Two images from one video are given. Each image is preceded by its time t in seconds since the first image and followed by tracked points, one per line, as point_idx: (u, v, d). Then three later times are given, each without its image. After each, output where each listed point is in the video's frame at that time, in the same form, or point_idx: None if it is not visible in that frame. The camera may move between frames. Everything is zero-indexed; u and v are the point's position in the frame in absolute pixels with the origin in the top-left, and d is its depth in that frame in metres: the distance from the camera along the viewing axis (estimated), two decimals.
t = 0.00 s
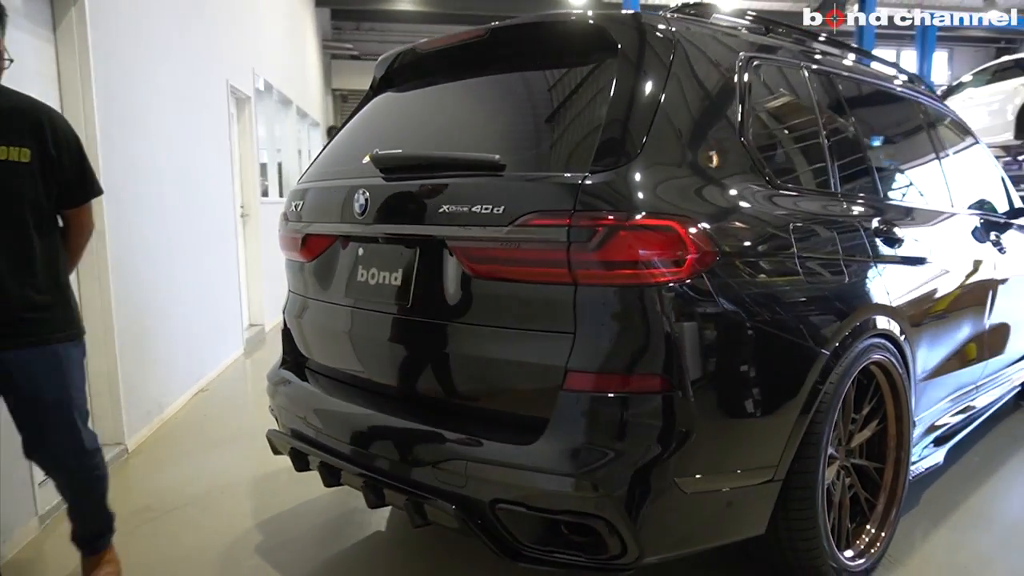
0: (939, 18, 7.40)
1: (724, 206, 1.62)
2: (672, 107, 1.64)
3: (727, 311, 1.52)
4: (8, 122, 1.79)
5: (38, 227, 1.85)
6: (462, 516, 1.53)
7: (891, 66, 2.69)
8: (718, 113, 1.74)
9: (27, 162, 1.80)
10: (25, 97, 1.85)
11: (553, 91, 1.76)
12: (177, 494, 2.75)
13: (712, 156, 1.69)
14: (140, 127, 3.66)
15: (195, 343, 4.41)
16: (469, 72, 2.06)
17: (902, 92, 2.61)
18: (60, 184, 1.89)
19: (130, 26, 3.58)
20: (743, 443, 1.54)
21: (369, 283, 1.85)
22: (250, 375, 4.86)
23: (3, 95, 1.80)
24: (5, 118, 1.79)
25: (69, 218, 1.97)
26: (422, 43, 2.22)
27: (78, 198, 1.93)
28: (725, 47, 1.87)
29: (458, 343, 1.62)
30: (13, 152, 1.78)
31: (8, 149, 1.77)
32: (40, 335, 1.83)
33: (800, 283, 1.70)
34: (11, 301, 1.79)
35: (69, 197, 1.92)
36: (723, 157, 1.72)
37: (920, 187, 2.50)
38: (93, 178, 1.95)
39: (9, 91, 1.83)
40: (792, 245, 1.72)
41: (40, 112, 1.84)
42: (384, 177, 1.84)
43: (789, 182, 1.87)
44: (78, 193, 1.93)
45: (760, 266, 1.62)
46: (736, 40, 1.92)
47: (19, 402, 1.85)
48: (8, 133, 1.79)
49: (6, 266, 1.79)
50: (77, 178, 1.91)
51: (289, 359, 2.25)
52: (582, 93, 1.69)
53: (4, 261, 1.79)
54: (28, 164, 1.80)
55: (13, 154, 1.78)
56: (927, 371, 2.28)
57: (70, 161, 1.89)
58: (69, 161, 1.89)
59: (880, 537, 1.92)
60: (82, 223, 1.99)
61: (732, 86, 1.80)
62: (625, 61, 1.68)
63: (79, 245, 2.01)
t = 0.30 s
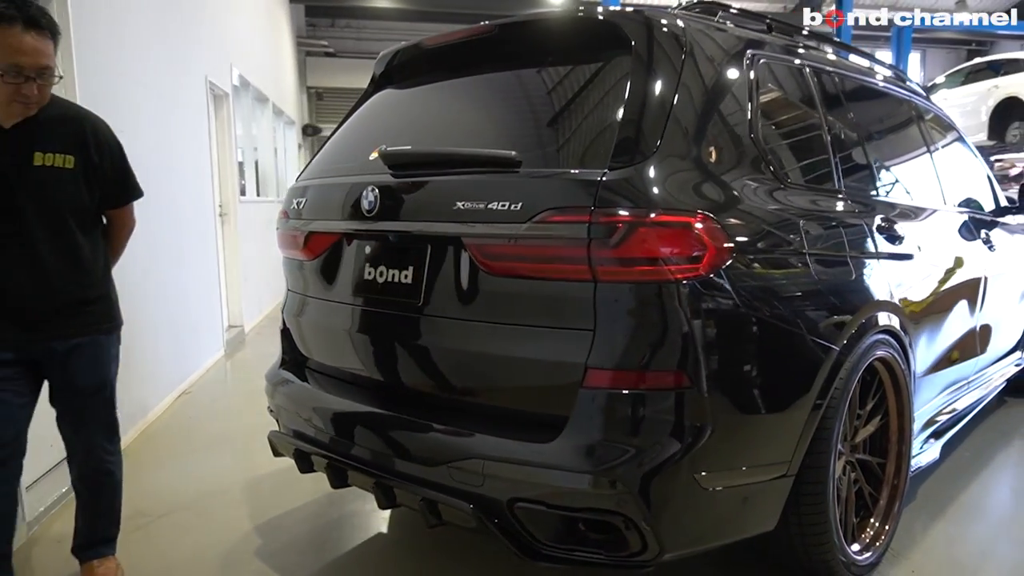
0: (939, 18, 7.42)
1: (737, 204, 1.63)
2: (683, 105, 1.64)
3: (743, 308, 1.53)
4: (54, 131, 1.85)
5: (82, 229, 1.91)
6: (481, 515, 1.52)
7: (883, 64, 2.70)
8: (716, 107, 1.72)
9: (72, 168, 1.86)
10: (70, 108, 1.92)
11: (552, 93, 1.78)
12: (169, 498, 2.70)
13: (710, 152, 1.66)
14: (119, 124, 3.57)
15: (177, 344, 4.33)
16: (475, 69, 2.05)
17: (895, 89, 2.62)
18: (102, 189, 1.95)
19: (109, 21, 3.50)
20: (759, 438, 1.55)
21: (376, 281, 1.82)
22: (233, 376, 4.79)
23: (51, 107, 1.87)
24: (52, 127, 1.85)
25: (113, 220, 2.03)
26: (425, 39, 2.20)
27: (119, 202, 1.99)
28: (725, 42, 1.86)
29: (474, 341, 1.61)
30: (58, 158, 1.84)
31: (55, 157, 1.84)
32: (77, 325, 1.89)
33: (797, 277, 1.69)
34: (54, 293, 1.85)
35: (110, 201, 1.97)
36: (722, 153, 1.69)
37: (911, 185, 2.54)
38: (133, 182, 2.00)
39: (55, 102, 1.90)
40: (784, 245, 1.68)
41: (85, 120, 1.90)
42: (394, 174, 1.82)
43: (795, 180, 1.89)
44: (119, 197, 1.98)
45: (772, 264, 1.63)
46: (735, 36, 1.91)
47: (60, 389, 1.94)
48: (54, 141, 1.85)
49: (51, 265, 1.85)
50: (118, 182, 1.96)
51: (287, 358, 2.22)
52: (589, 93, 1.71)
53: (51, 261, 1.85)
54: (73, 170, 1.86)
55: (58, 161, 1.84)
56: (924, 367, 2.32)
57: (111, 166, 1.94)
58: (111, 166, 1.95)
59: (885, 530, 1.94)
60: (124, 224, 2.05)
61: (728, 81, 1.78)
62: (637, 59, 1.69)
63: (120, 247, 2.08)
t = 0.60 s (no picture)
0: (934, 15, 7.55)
1: (756, 198, 1.63)
2: (701, 98, 1.63)
3: (764, 301, 1.54)
4: (78, 126, 1.90)
5: (105, 221, 1.97)
6: (503, 510, 1.51)
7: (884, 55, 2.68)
8: (726, 97, 1.69)
9: (97, 163, 1.92)
10: (90, 104, 1.97)
11: (556, 92, 1.79)
12: (170, 496, 2.67)
13: (721, 142, 1.64)
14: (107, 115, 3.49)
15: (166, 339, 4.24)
16: (485, 61, 2.02)
17: (893, 79, 2.60)
18: (123, 181, 2.01)
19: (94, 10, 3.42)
20: (780, 432, 1.56)
21: (390, 276, 1.80)
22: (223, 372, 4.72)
23: (75, 104, 1.92)
24: (76, 123, 1.90)
25: (134, 211, 2.10)
26: (435, 31, 2.17)
27: (139, 193, 2.05)
28: (731, 30, 1.84)
29: (493, 336, 1.60)
30: (84, 154, 1.90)
31: (80, 152, 1.89)
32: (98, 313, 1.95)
33: (802, 267, 1.66)
34: (80, 282, 1.92)
35: (131, 192, 2.03)
36: (732, 143, 1.67)
37: (913, 177, 2.54)
38: (151, 174, 2.06)
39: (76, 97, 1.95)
40: (784, 235, 1.63)
41: (104, 114, 1.95)
42: (408, 167, 1.80)
43: (807, 173, 1.89)
44: (139, 189, 2.04)
45: (791, 259, 1.64)
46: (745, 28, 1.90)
47: (81, 380, 1.96)
48: (78, 137, 1.90)
49: (76, 257, 1.91)
50: (138, 175, 2.02)
51: (292, 353, 2.17)
52: (602, 87, 1.71)
53: (77, 254, 1.91)
54: (98, 165, 1.92)
55: (84, 156, 1.90)
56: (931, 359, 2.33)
57: (131, 159, 2.00)
58: (131, 159, 2.01)
59: (895, 520, 1.97)
60: (144, 214, 2.11)
61: (731, 69, 1.74)
62: (654, 52, 1.68)
63: (141, 236, 2.14)
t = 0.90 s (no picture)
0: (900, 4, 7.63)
1: (740, 172, 1.63)
2: (685, 71, 1.61)
3: (750, 275, 1.55)
4: (45, 107, 1.97)
5: (81, 195, 2.04)
6: (495, 487, 1.50)
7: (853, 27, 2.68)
8: (704, 68, 1.67)
9: (65, 142, 1.98)
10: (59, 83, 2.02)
11: (531, 65, 1.74)
12: (139, 480, 2.61)
13: (701, 113, 1.62)
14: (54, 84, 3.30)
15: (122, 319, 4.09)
16: (462, 31, 1.96)
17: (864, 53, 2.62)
18: (95, 154, 2.04)
19: None
20: (766, 404, 1.58)
21: (371, 252, 1.75)
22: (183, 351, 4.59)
23: (44, 84, 1.99)
24: (45, 104, 1.97)
25: (113, 180, 2.13)
26: None
27: (114, 164, 2.08)
28: None
29: (480, 313, 1.58)
30: (52, 134, 1.97)
31: (47, 133, 1.96)
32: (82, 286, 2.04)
33: (774, 235, 1.65)
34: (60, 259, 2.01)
35: (104, 164, 2.07)
36: (711, 114, 1.65)
37: (880, 150, 2.58)
38: (123, 145, 2.08)
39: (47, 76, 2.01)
40: (759, 206, 1.62)
41: (71, 93, 2.00)
42: (385, 140, 1.74)
43: (787, 146, 1.90)
44: (113, 160, 2.08)
45: (774, 232, 1.65)
46: None
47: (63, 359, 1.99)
48: (45, 118, 1.96)
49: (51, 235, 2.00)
50: (108, 147, 2.05)
51: (263, 332, 2.09)
52: (585, 59, 1.68)
53: (54, 231, 2.00)
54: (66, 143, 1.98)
55: (52, 137, 1.97)
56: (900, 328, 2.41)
57: (102, 133, 2.04)
58: (102, 132, 2.04)
59: (871, 485, 2.06)
60: (125, 183, 2.15)
61: (707, 40, 1.70)
62: (638, 24, 1.66)
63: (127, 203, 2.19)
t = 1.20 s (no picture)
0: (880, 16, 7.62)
1: (731, 161, 1.66)
2: (677, 60, 1.62)
3: (742, 262, 1.58)
4: (61, 101, 2.10)
5: (94, 185, 2.18)
6: (495, 475, 1.51)
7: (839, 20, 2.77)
8: (692, 56, 1.67)
9: (78, 133, 2.11)
10: (73, 77, 2.15)
11: (513, 57, 1.75)
12: (121, 475, 2.57)
13: (688, 101, 1.62)
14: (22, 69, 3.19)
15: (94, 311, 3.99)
16: (451, 17, 1.95)
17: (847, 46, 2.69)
18: (108, 147, 2.18)
19: None
20: (759, 388, 1.62)
21: (364, 242, 1.74)
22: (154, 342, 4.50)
23: (59, 78, 2.12)
24: (61, 98, 2.10)
25: (128, 171, 2.27)
26: None
27: (126, 156, 2.22)
28: None
29: (476, 301, 1.58)
30: (65, 126, 2.10)
31: (62, 125, 2.09)
32: (91, 273, 2.18)
33: (757, 220, 1.66)
34: (71, 244, 2.14)
35: (117, 156, 2.21)
36: (699, 102, 1.65)
37: (857, 139, 2.63)
38: (134, 138, 2.22)
39: (64, 71, 2.15)
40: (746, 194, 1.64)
41: (86, 89, 2.14)
42: (378, 129, 1.73)
43: (773, 134, 1.93)
44: (126, 153, 2.22)
45: (764, 220, 1.68)
46: None
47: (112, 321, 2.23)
48: (61, 110, 2.10)
49: (65, 221, 2.13)
50: (120, 140, 2.19)
51: (249, 322, 2.06)
52: (576, 47, 1.68)
53: (67, 218, 2.13)
54: (80, 135, 2.11)
55: (65, 128, 2.10)
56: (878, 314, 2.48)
57: (115, 127, 2.18)
58: (114, 126, 2.18)
59: (853, 468, 2.14)
60: (139, 173, 2.29)
61: (694, 26, 1.70)
62: (631, 13, 1.67)
63: (139, 193, 2.32)
